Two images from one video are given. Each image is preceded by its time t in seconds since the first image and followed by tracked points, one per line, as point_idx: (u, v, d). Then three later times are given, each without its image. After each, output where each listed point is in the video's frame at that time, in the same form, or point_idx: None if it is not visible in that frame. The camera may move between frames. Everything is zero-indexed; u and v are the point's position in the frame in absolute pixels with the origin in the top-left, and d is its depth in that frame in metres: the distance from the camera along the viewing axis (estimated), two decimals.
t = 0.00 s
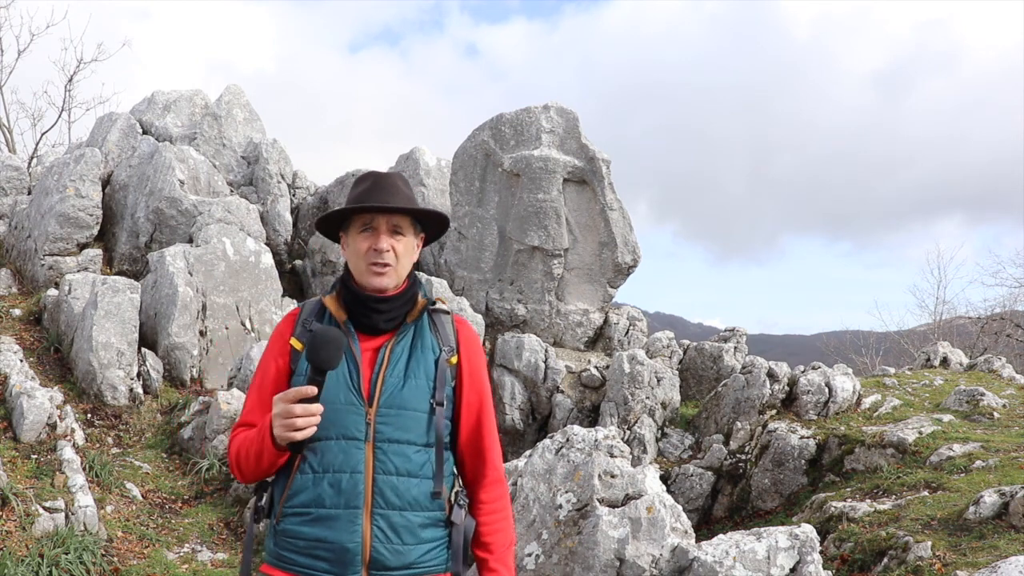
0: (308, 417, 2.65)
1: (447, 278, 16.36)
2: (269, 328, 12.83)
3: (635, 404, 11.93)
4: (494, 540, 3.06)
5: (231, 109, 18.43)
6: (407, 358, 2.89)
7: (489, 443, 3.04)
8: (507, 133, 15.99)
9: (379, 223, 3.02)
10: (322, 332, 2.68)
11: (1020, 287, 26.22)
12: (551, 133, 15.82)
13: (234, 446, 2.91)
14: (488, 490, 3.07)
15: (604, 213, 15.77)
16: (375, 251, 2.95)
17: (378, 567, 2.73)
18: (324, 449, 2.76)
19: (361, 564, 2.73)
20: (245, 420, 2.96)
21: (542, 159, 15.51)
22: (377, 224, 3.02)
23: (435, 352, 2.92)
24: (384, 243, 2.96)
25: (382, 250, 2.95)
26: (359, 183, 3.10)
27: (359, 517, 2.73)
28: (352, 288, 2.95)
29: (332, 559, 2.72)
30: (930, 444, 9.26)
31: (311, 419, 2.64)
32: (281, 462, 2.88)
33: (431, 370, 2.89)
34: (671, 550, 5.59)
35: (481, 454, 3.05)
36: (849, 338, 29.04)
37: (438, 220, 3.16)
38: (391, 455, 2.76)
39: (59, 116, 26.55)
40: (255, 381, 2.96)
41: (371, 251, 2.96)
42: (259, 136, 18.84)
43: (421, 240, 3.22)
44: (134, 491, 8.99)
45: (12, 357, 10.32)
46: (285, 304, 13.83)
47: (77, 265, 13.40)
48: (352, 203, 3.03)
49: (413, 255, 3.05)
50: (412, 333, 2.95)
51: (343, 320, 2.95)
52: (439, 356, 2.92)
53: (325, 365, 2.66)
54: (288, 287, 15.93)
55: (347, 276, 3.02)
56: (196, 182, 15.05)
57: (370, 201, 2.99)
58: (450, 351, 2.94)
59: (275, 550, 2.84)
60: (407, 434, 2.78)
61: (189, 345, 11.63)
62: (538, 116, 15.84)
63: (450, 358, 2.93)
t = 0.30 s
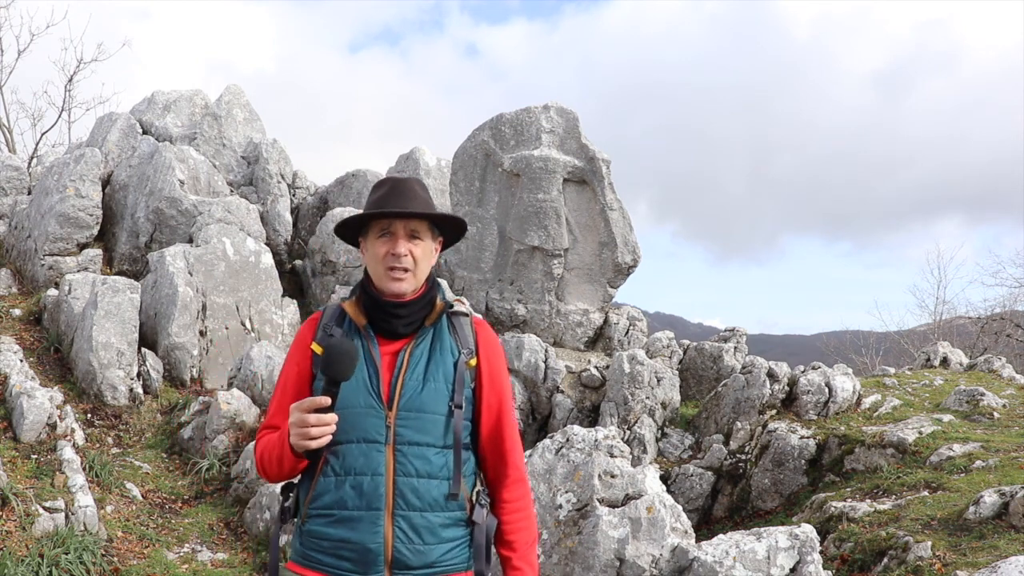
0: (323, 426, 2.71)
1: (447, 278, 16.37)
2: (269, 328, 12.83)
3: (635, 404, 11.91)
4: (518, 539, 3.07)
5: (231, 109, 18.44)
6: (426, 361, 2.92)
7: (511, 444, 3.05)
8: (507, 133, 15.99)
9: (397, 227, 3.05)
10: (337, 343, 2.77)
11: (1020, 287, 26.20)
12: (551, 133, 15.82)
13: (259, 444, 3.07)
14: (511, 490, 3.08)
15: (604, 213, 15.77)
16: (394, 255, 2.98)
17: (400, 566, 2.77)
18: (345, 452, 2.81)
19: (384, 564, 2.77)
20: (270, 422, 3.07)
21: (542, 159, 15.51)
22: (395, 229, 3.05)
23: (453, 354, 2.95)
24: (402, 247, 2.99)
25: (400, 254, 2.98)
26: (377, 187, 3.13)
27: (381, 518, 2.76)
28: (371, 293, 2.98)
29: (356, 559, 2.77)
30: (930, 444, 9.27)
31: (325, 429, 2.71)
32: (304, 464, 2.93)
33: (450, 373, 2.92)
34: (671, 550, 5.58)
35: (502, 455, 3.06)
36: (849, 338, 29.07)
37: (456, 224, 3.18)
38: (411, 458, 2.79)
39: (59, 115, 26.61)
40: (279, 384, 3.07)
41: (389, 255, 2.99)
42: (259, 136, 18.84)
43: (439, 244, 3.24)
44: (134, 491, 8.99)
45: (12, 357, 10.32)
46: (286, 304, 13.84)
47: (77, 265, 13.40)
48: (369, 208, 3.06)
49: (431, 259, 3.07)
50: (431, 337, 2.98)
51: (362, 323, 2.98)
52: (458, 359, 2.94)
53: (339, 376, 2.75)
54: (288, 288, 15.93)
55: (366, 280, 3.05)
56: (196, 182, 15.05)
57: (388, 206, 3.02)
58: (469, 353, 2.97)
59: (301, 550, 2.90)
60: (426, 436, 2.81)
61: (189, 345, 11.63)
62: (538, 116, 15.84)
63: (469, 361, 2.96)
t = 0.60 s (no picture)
0: (334, 424, 2.72)
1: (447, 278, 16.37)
2: (269, 328, 12.84)
3: (635, 404, 11.89)
4: (531, 539, 3.07)
5: (231, 109, 18.45)
6: (442, 363, 2.92)
7: (524, 445, 3.05)
8: (507, 133, 15.99)
9: (415, 231, 3.04)
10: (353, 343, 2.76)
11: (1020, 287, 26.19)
12: (551, 133, 15.82)
13: (272, 438, 3.08)
14: (524, 491, 3.08)
15: (604, 213, 15.76)
16: (412, 259, 2.98)
17: (413, 565, 2.77)
18: (360, 450, 2.81)
19: (397, 561, 2.77)
20: (284, 418, 3.08)
21: (542, 159, 15.51)
22: (413, 233, 3.04)
23: (469, 357, 2.95)
24: (420, 251, 2.99)
25: (418, 258, 2.97)
26: (395, 191, 3.12)
27: (394, 516, 2.76)
28: (389, 295, 2.98)
29: (369, 557, 2.76)
30: (930, 444, 9.28)
31: (337, 427, 2.72)
32: (320, 460, 2.93)
33: (465, 375, 2.92)
34: (671, 550, 5.58)
35: (515, 456, 3.06)
36: (849, 338, 29.08)
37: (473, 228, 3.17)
38: (426, 457, 2.79)
39: (59, 115, 26.64)
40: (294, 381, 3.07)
41: (407, 258, 2.99)
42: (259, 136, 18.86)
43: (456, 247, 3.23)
44: (134, 492, 8.99)
45: (12, 357, 10.32)
46: (286, 305, 13.84)
47: (77, 265, 13.40)
48: (387, 212, 3.06)
49: (449, 262, 3.07)
50: (448, 338, 2.98)
51: (379, 323, 2.98)
52: (473, 361, 2.95)
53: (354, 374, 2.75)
54: (288, 287, 15.93)
55: (383, 282, 3.05)
56: (196, 182, 15.04)
57: (406, 210, 3.01)
58: (485, 356, 2.97)
59: (314, 546, 2.90)
60: (441, 436, 2.82)
61: (189, 345, 11.63)
62: (538, 116, 15.84)
63: (485, 363, 2.97)
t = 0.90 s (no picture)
0: (338, 424, 2.72)
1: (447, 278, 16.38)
2: (269, 328, 12.84)
3: (635, 404, 11.89)
4: (532, 541, 3.07)
5: (231, 109, 18.45)
6: (448, 363, 2.92)
7: (527, 447, 3.05)
8: (507, 133, 15.99)
9: (425, 233, 3.03)
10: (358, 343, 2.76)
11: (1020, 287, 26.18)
12: (551, 134, 15.82)
13: (274, 436, 3.08)
14: (526, 493, 3.08)
15: (604, 213, 15.76)
16: (421, 261, 2.98)
17: (415, 564, 2.77)
18: (364, 449, 2.81)
19: (399, 561, 2.76)
20: (287, 415, 3.07)
21: (542, 159, 15.51)
22: (423, 234, 3.03)
23: (474, 357, 2.96)
24: (430, 253, 2.99)
25: (427, 260, 2.98)
26: (407, 192, 3.12)
27: (397, 515, 2.77)
28: (396, 294, 2.97)
29: (371, 556, 2.76)
30: (930, 444, 9.28)
31: (340, 428, 2.71)
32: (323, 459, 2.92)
33: (470, 376, 2.92)
34: (671, 550, 5.58)
35: (518, 458, 3.06)
36: (849, 338, 29.08)
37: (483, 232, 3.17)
38: (429, 457, 2.79)
39: (59, 115, 26.68)
40: (298, 378, 3.06)
41: (416, 260, 2.99)
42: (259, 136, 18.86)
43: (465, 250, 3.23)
44: (134, 492, 8.99)
45: (12, 357, 10.32)
46: (286, 305, 13.84)
47: (77, 265, 13.41)
48: (399, 213, 3.05)
49: (457, 265, 3.07)
50: (454, 339, 2.98)
51: (385, 323, 2.98)
52: (479, 362, 2.95)
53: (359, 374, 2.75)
54: (288, 287, 15.93)
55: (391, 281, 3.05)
56: (196, 182, 15.04)
57: (417, 212, 3.01)
58: (490, 357, 2.97)
59: (316, 545, 2.90)
60: (444, 436, 2.82)
61: (189, 345, 11.63)
62: (538, 116, 15.84)
63: (489, 365, 2.97)
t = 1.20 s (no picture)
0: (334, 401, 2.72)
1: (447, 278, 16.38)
2: (269, 328, 12.84)
3: (635, 404, 11.89)
4: (529, 539, 3.07)
5: (231, 109, 18.45)
6: (445, 363, 2.92)
7: (524, 445, 3.06)
8: (507, 132, 15.99)
9: (419, 235, 3.03)
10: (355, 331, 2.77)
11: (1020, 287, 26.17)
12: (551, 133, 15.82)
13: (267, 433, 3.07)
14: (523, 491, 3.08)
15: (604, 213, 15.76)
16: (411, 263, 2.98)
17: (415, 565, 2.77)
18: (362, 451, 2.80)
19: (400, 562, 2.76)
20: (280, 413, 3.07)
21: (542, 159, 15.51)
22: (416, 237, 3.03)
23: (471, 358, 2.96)
24: (419, 257, 2.98)
25: (416, 263, 2.97)
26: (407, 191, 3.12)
27: (397, 517, 2.76)
28: (388, 294, 2.98)
29: (372, 557, 2.76)
30: (930, 444, 9.28)
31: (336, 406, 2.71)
32: (322, 460, 2.91)
33: (467, 376, 2.93)
34: (671, 550, 5.58)
35: (515, 457, 3.07)
36: (850, 338, 29.09)
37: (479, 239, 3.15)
38: (427, 458, 2.79)
39: (59, 115, 26.71)
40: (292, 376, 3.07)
41: (404, 261, 2.99)
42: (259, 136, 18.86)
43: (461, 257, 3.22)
44: (134, 492, 8.99)
45: (12, 357, 10.32)
46: (286, 305, 13.84)
47: (77, 265, 13.41)
48: (398, 211, 3.05)
49: (449, 271, 3.06)
50: (450, 340, 2.98)
51: (379, 323, 2.98)
52: (475, 362, 2.95)
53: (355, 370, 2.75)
54: (288, 287, 15.93)
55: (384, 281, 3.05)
56: (196, 182, 15.04)
57: (411, 213, 3.01)
58: (486, 357, 2.98)
59: (316, 547, 2.89)
60: (443, 437, 2.82)
61: (189, 345, 11.63)
62: (538, 116, 15.84)
63: (486, 364, 2.97)
